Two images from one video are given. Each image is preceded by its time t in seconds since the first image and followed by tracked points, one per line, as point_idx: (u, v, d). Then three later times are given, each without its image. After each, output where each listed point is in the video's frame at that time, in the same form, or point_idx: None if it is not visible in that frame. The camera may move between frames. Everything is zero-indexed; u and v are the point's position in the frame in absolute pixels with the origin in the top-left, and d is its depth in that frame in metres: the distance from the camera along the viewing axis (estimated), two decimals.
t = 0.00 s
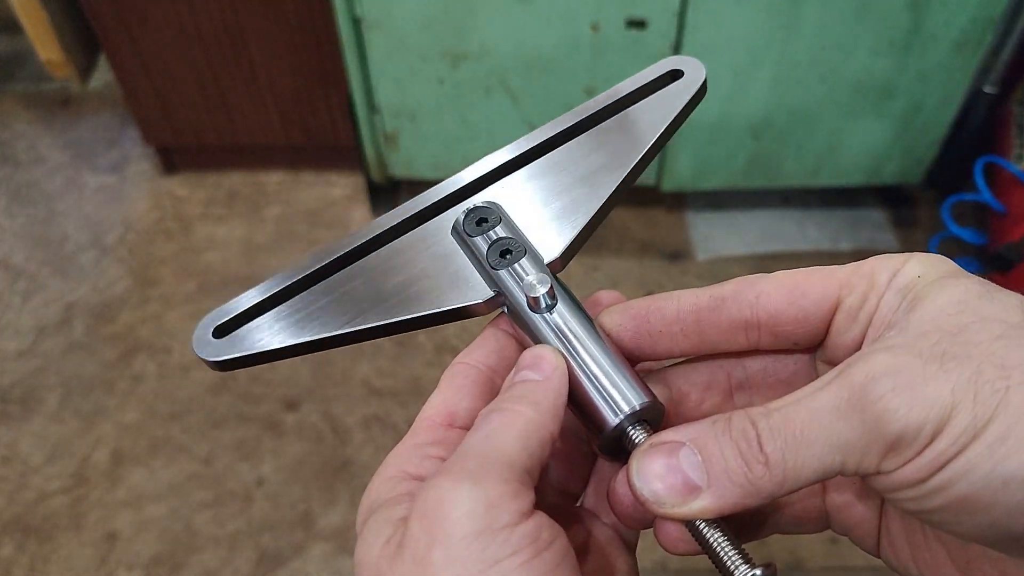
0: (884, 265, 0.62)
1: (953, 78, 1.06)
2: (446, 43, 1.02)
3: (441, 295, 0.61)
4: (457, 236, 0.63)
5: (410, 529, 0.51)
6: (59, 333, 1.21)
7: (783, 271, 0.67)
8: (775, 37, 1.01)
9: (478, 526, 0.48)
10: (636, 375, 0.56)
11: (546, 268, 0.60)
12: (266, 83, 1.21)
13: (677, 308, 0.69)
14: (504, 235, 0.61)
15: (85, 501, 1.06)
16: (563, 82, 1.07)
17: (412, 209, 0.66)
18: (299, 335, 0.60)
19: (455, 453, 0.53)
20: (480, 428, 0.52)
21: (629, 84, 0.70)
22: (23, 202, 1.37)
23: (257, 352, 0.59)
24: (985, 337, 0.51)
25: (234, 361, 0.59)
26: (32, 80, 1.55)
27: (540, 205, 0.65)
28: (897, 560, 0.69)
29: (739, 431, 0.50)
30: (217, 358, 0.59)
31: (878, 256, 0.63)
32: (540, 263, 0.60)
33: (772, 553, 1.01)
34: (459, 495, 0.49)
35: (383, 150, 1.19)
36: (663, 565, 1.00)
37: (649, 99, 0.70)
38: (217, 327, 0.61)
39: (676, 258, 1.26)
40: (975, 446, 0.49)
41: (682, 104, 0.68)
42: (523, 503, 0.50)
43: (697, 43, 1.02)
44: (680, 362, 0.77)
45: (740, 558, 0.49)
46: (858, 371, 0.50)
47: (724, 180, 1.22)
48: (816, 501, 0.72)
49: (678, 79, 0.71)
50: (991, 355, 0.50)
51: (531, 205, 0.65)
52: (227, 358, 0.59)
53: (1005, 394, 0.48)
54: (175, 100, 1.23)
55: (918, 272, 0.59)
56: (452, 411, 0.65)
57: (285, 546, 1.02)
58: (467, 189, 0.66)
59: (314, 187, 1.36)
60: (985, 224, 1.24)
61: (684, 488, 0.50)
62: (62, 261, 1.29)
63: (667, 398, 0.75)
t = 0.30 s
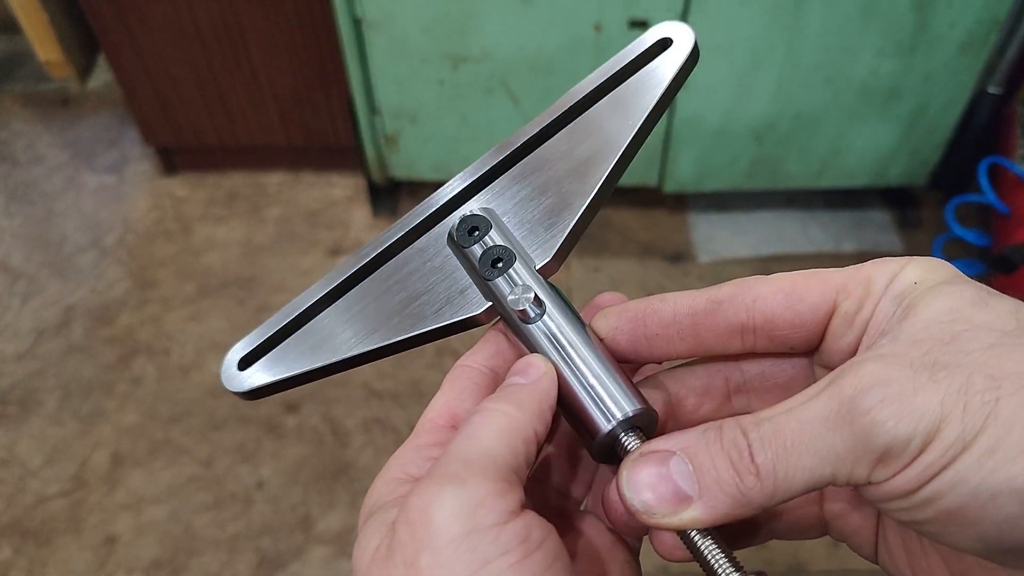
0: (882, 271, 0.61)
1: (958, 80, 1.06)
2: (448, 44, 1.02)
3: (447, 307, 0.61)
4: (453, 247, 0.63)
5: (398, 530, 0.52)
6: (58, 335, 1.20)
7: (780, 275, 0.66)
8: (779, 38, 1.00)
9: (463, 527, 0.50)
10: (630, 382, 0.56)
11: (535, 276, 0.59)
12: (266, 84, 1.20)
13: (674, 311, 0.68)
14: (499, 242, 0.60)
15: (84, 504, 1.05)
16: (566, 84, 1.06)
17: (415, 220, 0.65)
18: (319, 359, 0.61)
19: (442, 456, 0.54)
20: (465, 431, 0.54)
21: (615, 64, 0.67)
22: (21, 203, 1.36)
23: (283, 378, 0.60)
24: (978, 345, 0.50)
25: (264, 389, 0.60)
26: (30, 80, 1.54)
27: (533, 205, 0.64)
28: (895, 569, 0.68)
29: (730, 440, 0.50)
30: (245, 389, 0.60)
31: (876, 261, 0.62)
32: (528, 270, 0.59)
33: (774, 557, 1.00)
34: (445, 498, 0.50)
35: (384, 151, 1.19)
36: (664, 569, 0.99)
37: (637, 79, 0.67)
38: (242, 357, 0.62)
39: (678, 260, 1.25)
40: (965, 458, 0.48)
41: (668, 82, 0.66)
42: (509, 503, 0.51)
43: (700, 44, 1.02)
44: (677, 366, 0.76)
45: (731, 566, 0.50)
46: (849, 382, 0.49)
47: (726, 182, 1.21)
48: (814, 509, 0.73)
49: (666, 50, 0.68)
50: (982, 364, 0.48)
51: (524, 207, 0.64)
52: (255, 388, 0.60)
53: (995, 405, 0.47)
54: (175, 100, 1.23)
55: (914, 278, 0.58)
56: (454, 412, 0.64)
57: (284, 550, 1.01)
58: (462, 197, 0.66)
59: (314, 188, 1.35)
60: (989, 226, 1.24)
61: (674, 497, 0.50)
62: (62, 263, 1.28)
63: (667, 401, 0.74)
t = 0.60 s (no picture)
0: (880, 275, 0.60)
1: (961, 80, 1.05)
2: (449, 44, 1.02)
3: (444, 317, 0.61)
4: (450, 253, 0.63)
5: (388, 535, 0.52)
6: (57, 337, 1.20)
7: (777, 275, 0.65)
8: (781, 38, 1.00)
9: (449, 529, 0.50)
10: (624, 386, 0.55)
11: (526, 279, 0.58)
12: (266, 84, 1.20)
13: (671, 311, 0.68)
14: (495, 244, 0.60)
15: (83, 507, 1.05)
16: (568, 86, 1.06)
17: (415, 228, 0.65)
18: (329, 373, 0.63)
19: (430, 460, 0.54)
20: (449, 435, 0.54)
21: (601, 42, 0.63)
22: (20, 205, 1.36)
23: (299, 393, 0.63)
24: (972, 353, 0.49)
25: (285, 405, 0.63)
26: (29, 81, 1.54)
27: (526, 203, 0.63)
28: None
29: (723, 448, 0.49)
30: (269, 404, 0.64)
31: (874, 264, 0.61)
32: (520, 274, 0.59)
33: (777, 562, 1.00)
34: (427, 501, 0.50)
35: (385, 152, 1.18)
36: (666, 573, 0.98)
37: (624, 55, 0.63)
38: (268, 375, 0.65)
39: (680, 261, 1.25)
40: (958, 467, 0.47)
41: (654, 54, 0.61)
42: (494, 504, 0.51)
43: (702, 44, 1.01)
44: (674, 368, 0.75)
45: (716, 568, 0.50)
46: (843, 390, 0.48)
47: (729, 183, 1.21)
48: (812, 516, 0.72)
49: (654, 20, 0.62)
50: (976, 371, 0.48)
51: (518, 204, 0.63)
52: (277, 403, 0.64)
53: (988, 414, 0.46)
54: (175, 102, 1.23)
55: (911, 282, 0.58)
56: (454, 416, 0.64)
57: (284, 552, 1.00)
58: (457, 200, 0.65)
59: (315, 189, 1.35)
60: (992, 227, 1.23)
61: (666, 506, 0.50)
62: (61, 265, 1.28)
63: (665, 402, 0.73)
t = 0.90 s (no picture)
0: (880, 278, 0.60)
1: (964, 80, 1.05)
2: (450, 45, 1.01)
3: (444, 323, 0.61)
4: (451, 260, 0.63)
5: (388, 540, 0.52)
6: (56, 339, 1.19)
7: (777, 278, 0.65)
8: (783, 39, 0.99)
9: (450, 534, 0.50)
10: (624, 388, 0.55)
11: (525, 283, 0.58)
12: (266, 85, 1.19)
13: (671, 314, 0.67)
14: (495, 250, 0.60)
15: (82, 510, 1.04)
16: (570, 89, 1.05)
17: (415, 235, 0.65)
18: (331, 380, 0.63)
19: (429, 464, 0.54)
20: (449, 437, 0.54)
21: (598, 48, 0.63)
22: (18, 206, 1.36)
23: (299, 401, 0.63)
24: (974, 355, 0.49)
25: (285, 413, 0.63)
26: (28, 81, 1.53)
27: (525, 209, 0.62)
28: None
29: (725, 449, 0.48)
30: (270, 413, 0.64)
31: (876, 268, 0.61)
32: (519, 280, 0.58)
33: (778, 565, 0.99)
34: (428, 505, 0.50)
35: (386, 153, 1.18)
36: None
37: (622, 60, 0.63)
38: (268, 384, 0.65)
39: (682, 262, 1.24)
40: (961, 469, 0.47)
41: (651, 59, 0.60)
42: (495, 507, 0.51)
43: (704, 44, 1.01)
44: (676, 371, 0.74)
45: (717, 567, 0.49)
46: (844, 392, 0.48)
47: (732, 185, 1.20)
48: (815, 518, 0.72)
49: (650, 25, 0.62)
50: (979, 373, 0.48)
51: (518, 209, 0.63)
52: (278, 413, 0.64)
53: (991, 415, 0.47)
54: (175, 103, 1.22)
55: (911, 286, 0.57)
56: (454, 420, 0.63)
57: (284, 555, 1.00)
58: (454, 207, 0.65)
59: (315, 190, 1.34)
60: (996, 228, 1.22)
61: (667, 505, 0.49)
62: (60, 266, 1.27)
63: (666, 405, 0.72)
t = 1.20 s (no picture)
0: (866, 282, 0.60)
1: (968, 81, 1.04)
2: (450, 45, 1.01)
3: (436, 315, 0.60)
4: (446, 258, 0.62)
5: (372, 530, 0.51)
6: (55, 340, 1.19)
7: (767, 280, 0.65)
8: (787, 40, 0.99)
9: (438, 524, 0.49)
10: (612, 385, 0.55)
11: (523, 283, 0.58)
12: (265, 85, 1.19)
13: (660, 315, 0.67)
14: (491, 250, 0.60)
15: (81, 512, 1.04)
16: (571, 90, 1.05)
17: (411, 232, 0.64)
18: (311, 365, 0.60)
19: (417, 452, 0.54)
20: (440, 427, 0.54)
21: (615, 81, 0.64)
22: (17, 207, 1.35)
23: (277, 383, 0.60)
24: (966, 353, 0.50)
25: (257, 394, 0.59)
26: (27, 81, 1.53)
27: (527, 218, 0.63)
28: None
29: (714, 442, 0.50)
30: (240, 394, 0.59)
31: (863, 272, 0.61)
32: (517, 279, 0.59)
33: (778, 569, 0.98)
34: (417, 493, 0.50)
35: (387, 154, 1.17)
36: None
37: (636, 95, 0.64)
38: (237, 363, 0.61)
39: (684, 263, 1.24)
40: (949, 464, 0.48)
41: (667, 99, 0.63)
42: (483, 499, 0.51)
43: (707, 45, 1.00)
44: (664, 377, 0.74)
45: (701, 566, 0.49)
46: (834, 386, 0.50)
47: (735, 186, 1.19)
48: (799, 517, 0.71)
49: (668, 67, 0.64)
50: (969, 369, 0.49)
51: (521, 218, 0.63)
52: (250, 394, 0.59)
53: (981, 410, 0.47)
54: (174, 103, 1.22)
55: (902, 288, 0.57)
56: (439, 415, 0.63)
57: (284, 557, 1.00)
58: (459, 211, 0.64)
59: (315, 191, 1.34)
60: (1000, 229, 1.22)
61: (652, 495, 0.50)
62: (59, 267, 1.27)
63: (650, 409, 0.71)
